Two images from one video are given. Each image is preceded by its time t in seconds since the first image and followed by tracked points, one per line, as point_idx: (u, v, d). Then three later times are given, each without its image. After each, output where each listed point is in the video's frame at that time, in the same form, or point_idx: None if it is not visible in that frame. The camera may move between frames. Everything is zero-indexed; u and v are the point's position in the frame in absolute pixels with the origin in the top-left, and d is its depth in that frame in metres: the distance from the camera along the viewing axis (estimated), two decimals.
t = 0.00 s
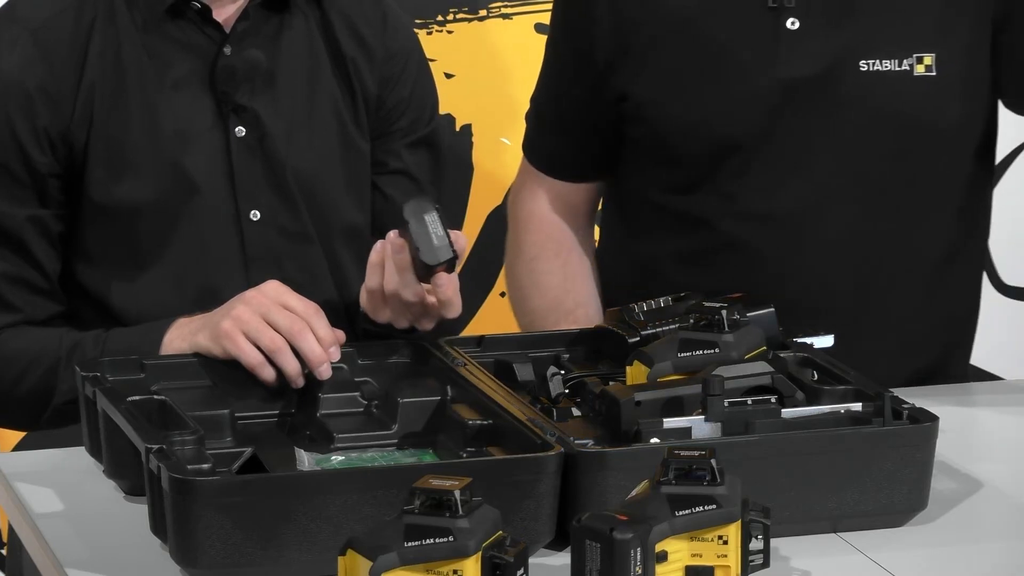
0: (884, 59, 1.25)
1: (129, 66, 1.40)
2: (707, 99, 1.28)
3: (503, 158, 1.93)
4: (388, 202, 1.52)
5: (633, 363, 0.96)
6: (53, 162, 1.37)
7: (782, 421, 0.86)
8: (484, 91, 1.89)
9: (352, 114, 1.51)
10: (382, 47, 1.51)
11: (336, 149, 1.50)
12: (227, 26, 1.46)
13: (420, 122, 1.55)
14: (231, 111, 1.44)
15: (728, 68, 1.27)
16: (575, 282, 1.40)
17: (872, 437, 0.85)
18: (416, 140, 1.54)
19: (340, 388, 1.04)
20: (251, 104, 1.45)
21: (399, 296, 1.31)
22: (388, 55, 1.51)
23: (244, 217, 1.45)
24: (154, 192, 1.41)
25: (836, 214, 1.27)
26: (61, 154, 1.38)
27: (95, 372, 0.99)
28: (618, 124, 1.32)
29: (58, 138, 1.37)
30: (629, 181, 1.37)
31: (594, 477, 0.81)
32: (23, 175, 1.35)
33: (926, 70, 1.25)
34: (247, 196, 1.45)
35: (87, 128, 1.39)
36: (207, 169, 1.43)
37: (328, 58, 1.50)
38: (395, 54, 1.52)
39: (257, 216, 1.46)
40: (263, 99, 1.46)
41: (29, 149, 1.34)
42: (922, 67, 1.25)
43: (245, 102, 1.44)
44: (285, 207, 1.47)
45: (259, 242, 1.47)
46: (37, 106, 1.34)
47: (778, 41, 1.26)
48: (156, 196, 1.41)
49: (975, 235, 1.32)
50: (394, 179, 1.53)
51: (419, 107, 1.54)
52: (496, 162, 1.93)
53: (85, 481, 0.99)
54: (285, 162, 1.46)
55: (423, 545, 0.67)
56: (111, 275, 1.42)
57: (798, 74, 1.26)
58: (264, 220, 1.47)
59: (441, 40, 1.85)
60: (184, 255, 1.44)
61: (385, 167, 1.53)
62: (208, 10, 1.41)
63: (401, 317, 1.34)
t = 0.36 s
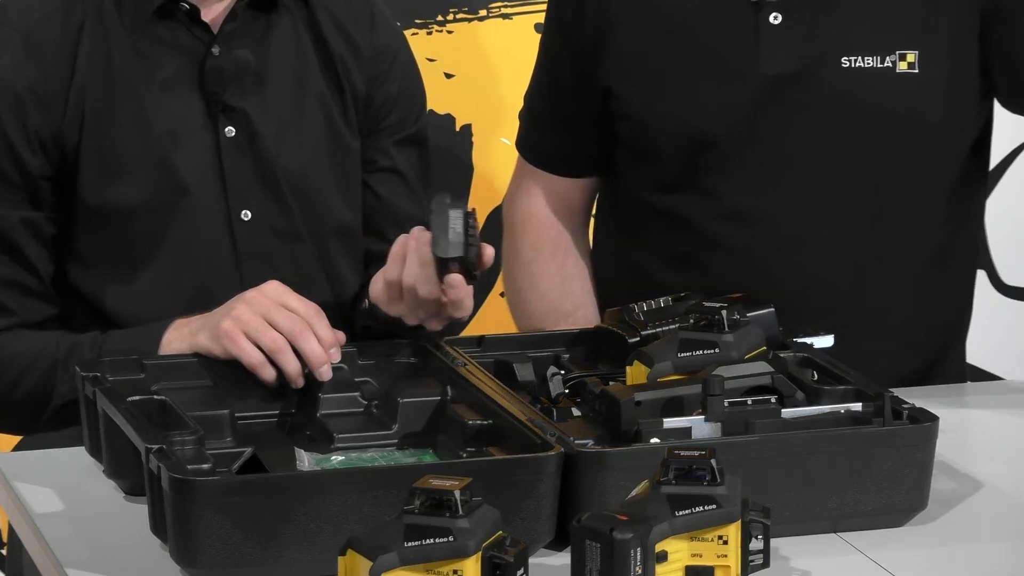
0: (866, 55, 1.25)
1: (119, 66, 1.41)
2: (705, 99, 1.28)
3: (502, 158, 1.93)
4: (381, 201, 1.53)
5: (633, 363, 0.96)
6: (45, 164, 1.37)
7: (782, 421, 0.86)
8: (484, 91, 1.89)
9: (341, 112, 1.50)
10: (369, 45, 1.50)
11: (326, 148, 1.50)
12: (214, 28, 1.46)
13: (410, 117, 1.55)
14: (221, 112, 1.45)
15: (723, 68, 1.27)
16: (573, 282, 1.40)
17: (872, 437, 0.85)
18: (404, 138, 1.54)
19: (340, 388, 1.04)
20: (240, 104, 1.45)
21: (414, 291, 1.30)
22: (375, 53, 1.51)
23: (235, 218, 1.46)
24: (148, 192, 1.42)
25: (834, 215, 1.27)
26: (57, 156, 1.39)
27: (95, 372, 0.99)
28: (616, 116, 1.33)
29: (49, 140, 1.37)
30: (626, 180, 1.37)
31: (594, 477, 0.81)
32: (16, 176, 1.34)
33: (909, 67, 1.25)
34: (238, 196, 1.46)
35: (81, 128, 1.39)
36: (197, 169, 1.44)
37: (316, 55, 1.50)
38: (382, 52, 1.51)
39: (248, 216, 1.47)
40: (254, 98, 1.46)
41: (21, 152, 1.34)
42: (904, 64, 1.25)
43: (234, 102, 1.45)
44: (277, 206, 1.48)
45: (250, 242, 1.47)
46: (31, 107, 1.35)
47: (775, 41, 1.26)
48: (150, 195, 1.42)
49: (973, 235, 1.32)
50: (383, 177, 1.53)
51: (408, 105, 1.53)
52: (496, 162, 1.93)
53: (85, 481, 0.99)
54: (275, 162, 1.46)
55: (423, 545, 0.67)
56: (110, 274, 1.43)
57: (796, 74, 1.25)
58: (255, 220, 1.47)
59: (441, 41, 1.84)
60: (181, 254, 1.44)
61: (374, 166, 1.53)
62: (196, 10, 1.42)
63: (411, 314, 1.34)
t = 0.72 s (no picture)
0: (868, 55, 1.25)
1: (116, 68, 1.41)
2: (704, 99, 1.28)
3: (502, 158, 1.93)
4: (370, 196, 1.54)
5: (633, 363, 0.97)
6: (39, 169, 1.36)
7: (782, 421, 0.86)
8: (484, 90, 1.89)
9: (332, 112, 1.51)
10: (356, 43, 1.51)
11: (320, 147, 1.50)
12: (207, 25, 1.46)
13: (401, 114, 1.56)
14: (216, 112, 1.45)
15: (723, 68, 1.27)
16: (577, 282, 1.38)
17: (872, 437, 0.85)
18: (394, 135, 1.55)
19: (340, 388, 1.04)
20: (234, 103, 1.46)
21: (421, 283, 1.29)
22: (362, 50, 1.51)
23: (231, 217, 1.47)
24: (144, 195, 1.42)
25: (833, 215, 1.27)
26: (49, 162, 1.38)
27: (95, 372, 0.99)
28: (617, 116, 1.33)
29: (42, 145, 1.36)
30: (625, 180, 1.37)
31: (594, 477, 0.81)
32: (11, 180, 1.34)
33: (909, 68, 1.25)
34: (234, 196, 1.47)
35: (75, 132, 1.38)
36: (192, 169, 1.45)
37: (304, 53, 1.50)
38: (369, 50, 1.52)
39: (243, 216, 1.48)
40: (250, 96, 1.47)
41: (14, 158, 1.33)
42: (905, 65, 1.25)
43: (228, 102, 1.45)
44: (272, 206, 1.49)
45: (246, 242, 1.48)
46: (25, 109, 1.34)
47: (776, 41, 1.25)
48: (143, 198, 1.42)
49: (972, 235, 1.32)
50: (374, 175, 1.54)
51: (395, 103, 1.54)
52: (496, 162, 1.93)
53: (86, 481, 0.99)
54: (269, 160, 1.47)
55: (423, 545, 0.67)
56: (109, 276, 1.43)
57: (796, 74, 1.25)
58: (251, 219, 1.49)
59: (441, 41, 1.84)
60: (176, 254, 1.45)
61: (365, 163, 1.54)
62: (191, 10, 1.42)
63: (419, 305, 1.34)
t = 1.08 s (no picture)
0: (868, 55, 1.25)
1: (111, 71, 1.44)
2: (704, 99, 1.28)
3: (502, 158, 1.93)
4: (360, 195, 1.57)
5: (633, 363, 0.97)
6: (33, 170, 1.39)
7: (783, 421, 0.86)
8: (484, 90, 1.88)
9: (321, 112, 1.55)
10: (346, 42, 1.54)
11: (309, 145, 1.54)
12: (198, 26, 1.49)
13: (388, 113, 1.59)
14: (207, 112, 1.49)
15: (723, 68, 1.27)
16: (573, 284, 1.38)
17: (872, 437, 0.85)
18: (383, 134, 1.58)
19: (340, 388, 1.04)
20: (225, 104, 1.50)
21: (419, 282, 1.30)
22: (351, 50, 1.54)
23: (224, 217, 1.51)
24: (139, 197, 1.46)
25: (835, 215, 1.27)
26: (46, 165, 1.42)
27: (96, 371, 0.99)
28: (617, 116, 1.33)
29: (35, 149, 1.39)
30: (626, 180, 1.37)
31: (594, 477, 0.81)
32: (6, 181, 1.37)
33: (909, 67, 1.25)
34: (227, 198, 1.51)
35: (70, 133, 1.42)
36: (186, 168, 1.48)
37: (292, 50, 1.53)
38: (359, 49, 1.55)
39: (237, 216, 1.51)
40: (242, 96, 1.50)
41: (8, 163, 1.36)
42: (906, 63, 1.25)
43: (219, 103, 1.49)
44: (263, 205, 1.53)
45: (239, 241, 1.52)
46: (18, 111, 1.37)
47: (776, 41, 1.26)
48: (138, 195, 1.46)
49: (972, 235, 1.32)
50: (364, 174, 1.58)
51: (384, 102, 1.57)
52: (496, 162, 1.93)
53: (86, 481, 0.99)
54: (261, 159, 1.51)
55: (423, 545, 0.67)
56: (104, 276, 1.46)
57: (798, 74, 1.25)
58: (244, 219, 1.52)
59: (441, 41, 1.84)
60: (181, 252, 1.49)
61: (355, 162, 1.57)
62: (182, 11, 1.45)
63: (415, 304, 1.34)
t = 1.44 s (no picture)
0: (866, 56, 1.25)
1: (105, 70, 1.45)
2: (703, 100, 1.28)
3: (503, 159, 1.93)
4: (357, 197, 1.59)
5: (633, 363, 0.97)
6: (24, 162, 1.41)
7: (783, 421, 0.86)
8: (484, 91, 1.89)
9: (318, 113, 1.56)
10: (345, 43, 1.57)
11: (304, 146, 1.55)
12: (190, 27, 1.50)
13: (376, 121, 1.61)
14: (198, 112, 1.49)
15: (721, 69, 1.27)
16: (569, 284, 1.39)
17: (872, 437, 0.85)
18: (380, 138, 1.61)
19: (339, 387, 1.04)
20: (215, 104, 1.50)
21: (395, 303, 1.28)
22: (350, 52, 1.57)
23: (215, 216, 1.51)
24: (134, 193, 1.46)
25: (834, 216, 1.27)
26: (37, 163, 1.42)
27: (96, 369, 0.99)
28: (615, 117, 1.33)
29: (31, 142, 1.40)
30: (625, 181, 1.37)
31: (595, 478, 0.81)
32: None
33: (906, 68, 1.25)
34: (216, 197, 1.51)
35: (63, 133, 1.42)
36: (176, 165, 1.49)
37: (291, 55, 1.55)
38: (357, 51, 1.58)
39: (226, 215, 1.52)
40: (231, 97, 1.51)
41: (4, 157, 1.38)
42: (902, 65, 1.25)
43: (211, 103, 1.50)
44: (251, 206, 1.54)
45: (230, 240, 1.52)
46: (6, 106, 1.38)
47: (773, 42, 1.26)
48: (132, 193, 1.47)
49: (971, 236, 1.32)
50: (360, 176, 1.59)
51: (381, 105, 1.60)
52: (497, 163, 1.92)
53: (86, 481, 0.99)
54: (255, 165, 1.52)
55: (423, 545, 0.67)
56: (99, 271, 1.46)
57: (795, 75, 1.25)
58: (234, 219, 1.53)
59: (441, 41, 1.84)
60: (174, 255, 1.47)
61: (352, 165, 1.59)
62: (172, 12, 1.46)
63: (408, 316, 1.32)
